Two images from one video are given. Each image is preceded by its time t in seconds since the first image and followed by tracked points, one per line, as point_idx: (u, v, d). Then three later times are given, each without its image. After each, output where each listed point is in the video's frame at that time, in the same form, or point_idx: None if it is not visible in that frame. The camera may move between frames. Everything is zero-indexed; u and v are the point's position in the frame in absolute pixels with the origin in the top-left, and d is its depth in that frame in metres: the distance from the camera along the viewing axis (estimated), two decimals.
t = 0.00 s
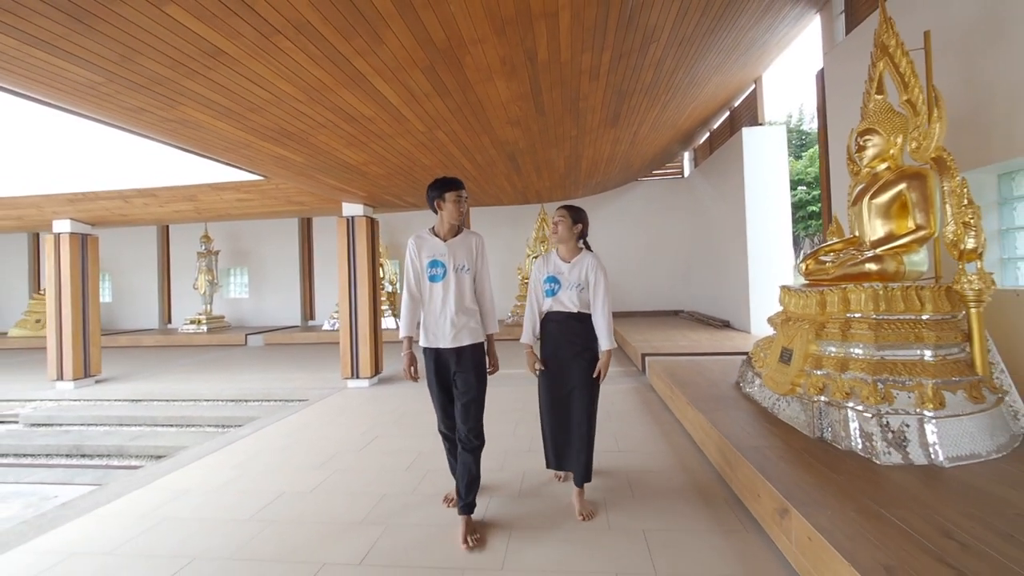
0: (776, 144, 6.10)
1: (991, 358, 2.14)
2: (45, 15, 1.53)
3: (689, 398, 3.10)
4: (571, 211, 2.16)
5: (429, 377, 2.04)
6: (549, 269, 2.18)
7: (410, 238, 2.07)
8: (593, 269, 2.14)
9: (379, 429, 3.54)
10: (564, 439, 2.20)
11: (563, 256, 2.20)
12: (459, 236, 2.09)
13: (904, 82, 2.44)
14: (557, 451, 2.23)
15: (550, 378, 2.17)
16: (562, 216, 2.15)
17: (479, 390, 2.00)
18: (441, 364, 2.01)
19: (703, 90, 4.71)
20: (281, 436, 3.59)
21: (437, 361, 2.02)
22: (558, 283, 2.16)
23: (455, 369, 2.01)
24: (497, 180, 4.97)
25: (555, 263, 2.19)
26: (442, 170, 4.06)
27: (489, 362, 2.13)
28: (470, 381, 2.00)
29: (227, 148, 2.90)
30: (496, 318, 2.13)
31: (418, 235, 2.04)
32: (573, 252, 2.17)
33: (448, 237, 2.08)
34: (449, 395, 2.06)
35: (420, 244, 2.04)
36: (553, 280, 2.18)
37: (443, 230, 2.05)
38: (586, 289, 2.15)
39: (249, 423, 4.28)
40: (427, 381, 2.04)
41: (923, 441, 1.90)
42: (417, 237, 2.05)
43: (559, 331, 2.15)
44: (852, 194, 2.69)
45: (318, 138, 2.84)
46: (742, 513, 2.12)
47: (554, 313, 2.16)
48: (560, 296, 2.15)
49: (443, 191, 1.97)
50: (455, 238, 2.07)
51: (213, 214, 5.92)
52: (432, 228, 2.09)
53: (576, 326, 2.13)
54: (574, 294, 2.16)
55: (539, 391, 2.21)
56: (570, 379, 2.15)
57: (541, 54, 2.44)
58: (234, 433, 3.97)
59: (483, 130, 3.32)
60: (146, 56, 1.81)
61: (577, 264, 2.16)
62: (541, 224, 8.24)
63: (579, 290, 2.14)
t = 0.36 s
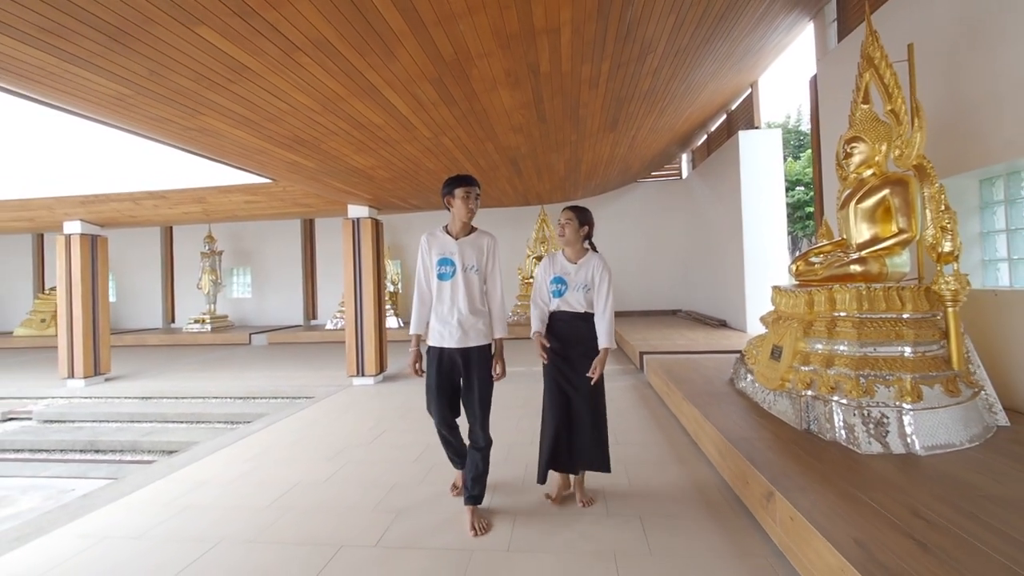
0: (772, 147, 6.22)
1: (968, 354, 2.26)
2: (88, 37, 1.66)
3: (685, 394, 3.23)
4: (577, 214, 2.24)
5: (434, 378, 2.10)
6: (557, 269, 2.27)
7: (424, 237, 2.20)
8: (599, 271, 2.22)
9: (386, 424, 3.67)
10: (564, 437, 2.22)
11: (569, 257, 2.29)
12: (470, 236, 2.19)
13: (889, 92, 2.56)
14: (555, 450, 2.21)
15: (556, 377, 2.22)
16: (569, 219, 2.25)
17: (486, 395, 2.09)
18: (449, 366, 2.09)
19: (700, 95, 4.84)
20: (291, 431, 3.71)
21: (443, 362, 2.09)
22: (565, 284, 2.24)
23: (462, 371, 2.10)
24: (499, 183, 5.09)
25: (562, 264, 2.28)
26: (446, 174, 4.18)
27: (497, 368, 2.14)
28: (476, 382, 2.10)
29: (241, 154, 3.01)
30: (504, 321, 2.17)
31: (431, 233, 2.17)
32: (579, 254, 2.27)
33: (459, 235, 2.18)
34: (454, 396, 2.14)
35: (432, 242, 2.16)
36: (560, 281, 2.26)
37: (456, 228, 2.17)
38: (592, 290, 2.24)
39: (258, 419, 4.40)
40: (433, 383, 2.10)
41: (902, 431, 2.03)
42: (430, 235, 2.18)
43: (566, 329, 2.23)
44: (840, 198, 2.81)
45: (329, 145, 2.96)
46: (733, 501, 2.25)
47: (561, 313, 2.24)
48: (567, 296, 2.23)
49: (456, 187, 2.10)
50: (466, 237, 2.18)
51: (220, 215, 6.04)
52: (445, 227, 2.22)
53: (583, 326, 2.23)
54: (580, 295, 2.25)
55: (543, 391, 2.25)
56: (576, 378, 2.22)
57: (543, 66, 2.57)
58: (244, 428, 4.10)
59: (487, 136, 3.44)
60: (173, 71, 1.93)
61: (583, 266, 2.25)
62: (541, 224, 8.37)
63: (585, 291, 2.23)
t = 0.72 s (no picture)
0: (769, 150, 6.36)
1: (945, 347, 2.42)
2: (134, 56, 1.82)
3: (684, 389, 3.37)
4: (581, 216, 2.30)
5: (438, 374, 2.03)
6: (562, 270, 2.29)
7: (433, 239, 2.19)
8: (604, 271, 2.29)
9: (396, 419, 3.81)
10: (586, 442, 2.16)
11: (572, 257, 2.33)
12: (479, 235, 2.15)
13: (875, 102, 2.72)
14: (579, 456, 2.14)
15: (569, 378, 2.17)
16: (574, 220, 2.29)
17: (493, 387, 2.05)
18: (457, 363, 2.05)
19: (698, 101, 5.00)
20: (303, 425, 3.86)
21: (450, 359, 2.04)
22: (573, 284, 2.27)
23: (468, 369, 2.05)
24: (502, 185, 5.24)
25: (566, 265, 2.31)
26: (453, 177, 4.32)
27: (498, 361, 2.01)
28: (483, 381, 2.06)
29: (260, 159, 3.17)
30: (512, 319, 2.06)
31: (439, 235, 2.15)
32: (583, 254, 2.31)
33: (467, 235, 2.15)
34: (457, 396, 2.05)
35: (440, 244, 2.14)
36: (567, 281, 2.28)
37: (463, 229, 2.15)
38: (598, 289, 2.29)
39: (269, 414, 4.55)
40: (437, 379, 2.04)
41: (882, 420, 2.19)
42: (438, 236, 2.16)
43: (576, 330, 2.22)
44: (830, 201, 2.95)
45: (345, 150, 3.12)
46: (727, 486, 2.40)
47: (569, 312, 2.25)
48: (575, 296, 2.25)
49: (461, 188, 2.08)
50: (474, 236, 2.14)
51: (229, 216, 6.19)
52: (453, 228, 2.19)
53: (592, 325, 2.22)
54: (588, 294, 2.28)
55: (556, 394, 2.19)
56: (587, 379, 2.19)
57: (547, 77, 2.72)
58: (258, 422, 4.25)
59: (493, 141, 3.59)
60: (206, 85, 2.09)
61: (588, 265, 2.30)
62: (543, 225, 8.52)
63: (592, 289, 2.27)
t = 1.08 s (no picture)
0: (762, 154, 6.52)
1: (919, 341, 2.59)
2: (168, 75, 1.98)
3: (676, 384, 3.53)
4: (573, 215, 2.39)
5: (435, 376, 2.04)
6: (557, 268, 2.37)
7: (420, 240, 2.16)
8: (598, 268, 2.41)
9: (402, 413, 3.98)
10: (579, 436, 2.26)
11: (567, 255, 2.42)
12: (470, 235, 2.16)
13: (855, 112, 2.88)
14: (573, 450, 2.24)
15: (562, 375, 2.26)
16: (565, 218, 2.37)
17: (489, 387, 2.11)
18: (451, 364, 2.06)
19: (692, 107, 5.17)
20: (314, 419, 4.04)
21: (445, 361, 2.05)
22: (568, 280, 2.36)
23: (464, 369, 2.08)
24: (503, 189, 5.41)
25: (561, 263, 2.39)
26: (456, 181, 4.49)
27: (499, 360, 2.10)
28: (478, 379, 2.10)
29: (274, 165, 3.32)
30: (506, 318, 2.15)
31: (427, 235, 2.13)
32: (576, 253, 2.42)
33: (458, 234, 2.15)
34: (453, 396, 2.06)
35: (429, 244, 2.12)
36: (562, 278, 2.36)
37: (453, 228, 2.14)
38: (593, 285, 2.40)
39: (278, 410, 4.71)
40: (433, 382, 2.04)
41: (858, 411, 2.35)
42: (428, 236, 2.15)
43: (569, 328, 2.29)
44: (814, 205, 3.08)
45: (354, 157, 3.28)
46: (716, 476, 2.54)
47: (566, 309, 2.32)
48: (572, 293, 2.34)
49: (451, 187, 2.06)
50: (465, 236, 2.15)
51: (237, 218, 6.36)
52: (442, 228, 2.17)
53: (587, 324, 2.30)
54: (584, 290, 2.37)
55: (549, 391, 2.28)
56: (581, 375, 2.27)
57: (547, 89, 2.88)
58: (268, 417, 4.42)
59: (495, 148, 3.76)
60: (231, 99, 2.25)
61: (582, 263, 2.40)
62: (542, 227, 8.68)
63: (586, 286, 2.36)
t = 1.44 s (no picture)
0: (757, 161, 6.71)
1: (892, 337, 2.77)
2: (197, 93, 2.16)
3: (668, 379, 3.69)
4: (562, 215, 2.35)
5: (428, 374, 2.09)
6: (545, 270, 2.37)
7: (407, 239, 2.15)
8: (586, 267, 2.34)
9: (406, 407, 4.15)
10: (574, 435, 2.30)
11: (556, 256, 2.40)
12: (458, 234, 2.17)
13: (835, 122, 3.05)
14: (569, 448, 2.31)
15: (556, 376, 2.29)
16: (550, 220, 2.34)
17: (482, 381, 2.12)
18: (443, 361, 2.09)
19: (686, 112, 5.34)
20: (322, 412, 4.22)
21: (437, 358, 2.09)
22: (555, 282, 2.34)
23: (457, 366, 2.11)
24: (503, 191, 5.58)
25: (549, 265, 2.38)
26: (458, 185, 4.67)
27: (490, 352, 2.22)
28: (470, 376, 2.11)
29: (286, 171, 3.50)
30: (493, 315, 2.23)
31: (414, 235, 2.13)
32: (566, 253, 2.38)
33: (446, 234, 2.15)
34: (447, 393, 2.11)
35: (417, 244, 2.13)
36: (550, 280, 2.36)
37: (441, 228, 2.13)
38: (580, 285, 2.34)
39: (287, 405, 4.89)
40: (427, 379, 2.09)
41: (833, 401, 2.54)
42: (415, 235, 2.14)
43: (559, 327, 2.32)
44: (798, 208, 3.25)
45: (362, 163, 3.46)
46: (700, 463, 2.72)
47: (553, 310, 2.34)
48: (558, 294, 2.34)
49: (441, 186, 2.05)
50: (453, 235, 2.15)
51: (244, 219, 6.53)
52: (429, 226, 2.17)
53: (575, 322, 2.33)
54: (571, 291, 2.35)
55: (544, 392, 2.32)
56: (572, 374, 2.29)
57: (544, 99, 3.06)
58: (278, 411, 4.60)
59: (496, 154, 3.94)
60: (252, 113, 2.43)
61: (570, 263, 2.37)
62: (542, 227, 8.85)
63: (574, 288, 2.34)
